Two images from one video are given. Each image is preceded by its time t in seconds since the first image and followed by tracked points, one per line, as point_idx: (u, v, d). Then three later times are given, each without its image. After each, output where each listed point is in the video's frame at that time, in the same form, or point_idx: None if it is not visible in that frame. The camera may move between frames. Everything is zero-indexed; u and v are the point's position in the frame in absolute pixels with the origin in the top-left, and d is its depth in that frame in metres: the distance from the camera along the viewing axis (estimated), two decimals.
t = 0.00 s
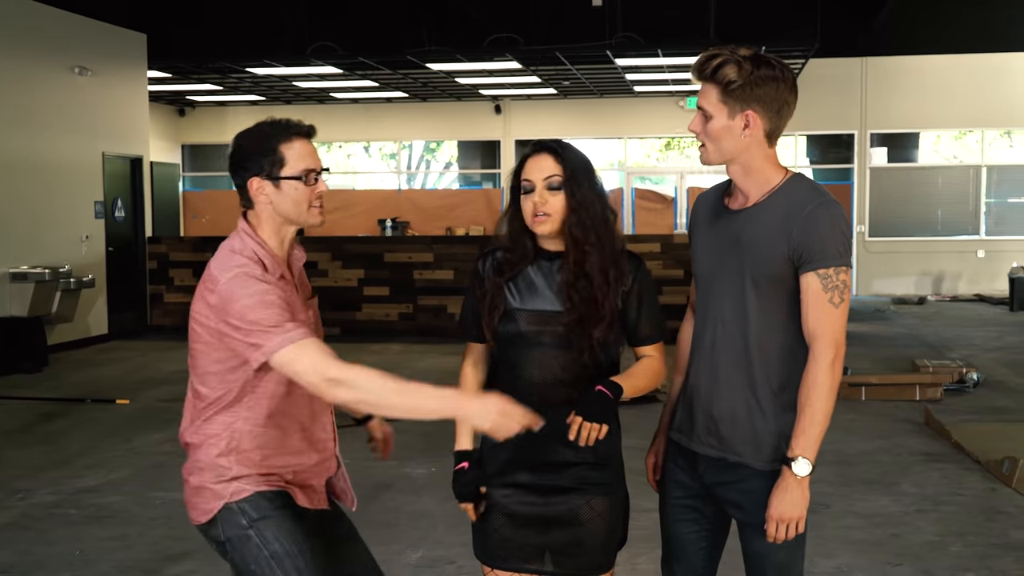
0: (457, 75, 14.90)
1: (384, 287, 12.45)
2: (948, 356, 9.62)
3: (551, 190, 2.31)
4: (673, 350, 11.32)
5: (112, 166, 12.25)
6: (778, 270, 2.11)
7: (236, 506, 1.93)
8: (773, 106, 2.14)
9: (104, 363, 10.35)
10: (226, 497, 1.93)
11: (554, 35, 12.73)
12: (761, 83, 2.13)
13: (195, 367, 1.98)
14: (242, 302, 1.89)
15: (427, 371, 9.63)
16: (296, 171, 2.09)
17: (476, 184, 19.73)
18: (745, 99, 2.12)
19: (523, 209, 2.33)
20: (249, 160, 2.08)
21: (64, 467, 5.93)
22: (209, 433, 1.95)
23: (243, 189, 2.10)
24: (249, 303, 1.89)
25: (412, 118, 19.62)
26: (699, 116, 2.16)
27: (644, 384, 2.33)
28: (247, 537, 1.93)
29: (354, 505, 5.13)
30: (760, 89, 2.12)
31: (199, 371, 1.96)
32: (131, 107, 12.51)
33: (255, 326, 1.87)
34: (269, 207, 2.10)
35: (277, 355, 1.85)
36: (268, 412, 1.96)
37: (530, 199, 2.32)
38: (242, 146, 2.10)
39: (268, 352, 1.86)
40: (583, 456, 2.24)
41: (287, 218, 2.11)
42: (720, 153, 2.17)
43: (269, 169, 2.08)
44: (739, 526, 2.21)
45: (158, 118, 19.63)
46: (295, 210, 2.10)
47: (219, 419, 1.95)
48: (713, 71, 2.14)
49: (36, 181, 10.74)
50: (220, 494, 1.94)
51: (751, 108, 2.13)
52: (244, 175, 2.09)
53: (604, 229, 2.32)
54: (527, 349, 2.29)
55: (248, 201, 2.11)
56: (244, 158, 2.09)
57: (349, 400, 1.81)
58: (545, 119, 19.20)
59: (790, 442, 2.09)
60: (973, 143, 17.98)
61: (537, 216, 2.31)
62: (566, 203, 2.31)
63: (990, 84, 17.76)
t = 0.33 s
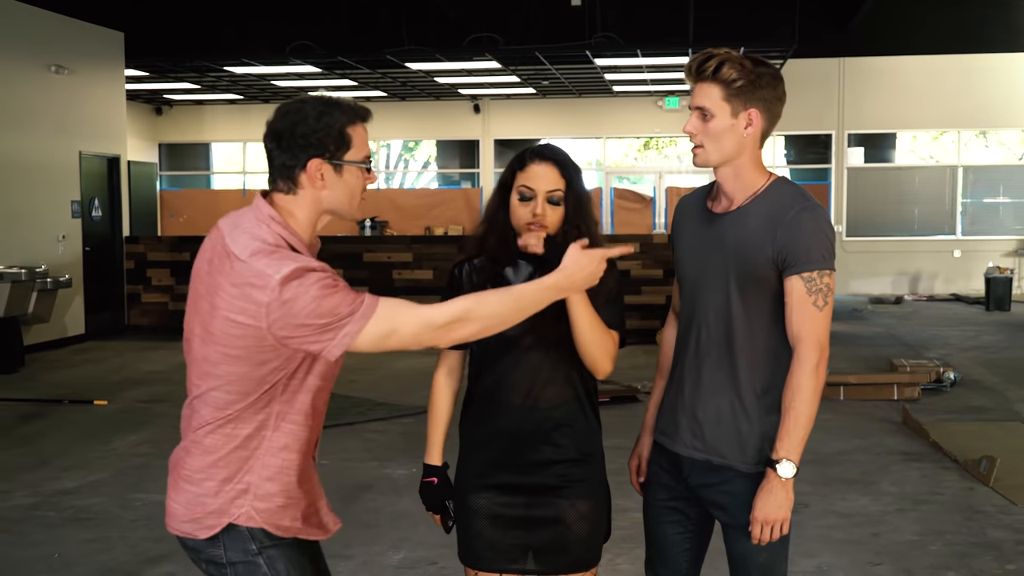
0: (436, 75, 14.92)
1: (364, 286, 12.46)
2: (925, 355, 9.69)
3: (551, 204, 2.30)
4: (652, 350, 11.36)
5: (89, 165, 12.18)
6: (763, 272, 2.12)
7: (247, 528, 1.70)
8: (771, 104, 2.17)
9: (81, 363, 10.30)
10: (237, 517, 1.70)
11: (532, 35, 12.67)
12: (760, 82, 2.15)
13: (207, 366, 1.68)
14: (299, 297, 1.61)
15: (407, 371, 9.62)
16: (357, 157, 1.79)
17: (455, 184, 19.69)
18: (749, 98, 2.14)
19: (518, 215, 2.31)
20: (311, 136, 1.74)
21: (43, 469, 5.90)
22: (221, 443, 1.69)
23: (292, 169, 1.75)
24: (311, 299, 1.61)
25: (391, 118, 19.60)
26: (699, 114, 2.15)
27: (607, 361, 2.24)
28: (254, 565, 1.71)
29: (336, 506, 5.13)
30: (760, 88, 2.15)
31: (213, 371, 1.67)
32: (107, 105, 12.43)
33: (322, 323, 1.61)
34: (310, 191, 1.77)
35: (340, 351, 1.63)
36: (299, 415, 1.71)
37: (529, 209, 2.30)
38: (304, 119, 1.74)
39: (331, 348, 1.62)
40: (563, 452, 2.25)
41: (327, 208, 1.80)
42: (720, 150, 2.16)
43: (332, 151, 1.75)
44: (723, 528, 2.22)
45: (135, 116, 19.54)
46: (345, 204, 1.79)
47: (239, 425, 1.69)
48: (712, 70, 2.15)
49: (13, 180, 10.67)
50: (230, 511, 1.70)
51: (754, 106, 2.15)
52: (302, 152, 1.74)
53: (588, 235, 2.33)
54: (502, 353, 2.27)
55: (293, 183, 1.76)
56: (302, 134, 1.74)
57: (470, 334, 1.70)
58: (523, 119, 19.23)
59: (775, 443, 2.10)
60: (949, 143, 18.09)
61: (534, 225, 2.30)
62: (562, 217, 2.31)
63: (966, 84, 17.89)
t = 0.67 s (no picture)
0: (413, 73, 14.90)
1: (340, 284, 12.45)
2: (901, 354, 9.73)
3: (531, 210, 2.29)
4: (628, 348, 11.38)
5: (62, 163, 12.09)
6: (744, 273, 2.13)
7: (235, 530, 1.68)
8: (757, 100, 2.19)
9: (56, 363, 10.22)
10: (232, 522, 1.67)
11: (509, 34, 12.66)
12: (747, 78, 2.17)
13: (202, 352, 1.65)
14: (318, 277, 1.60)
15: (385, 370, 9.60)
16: (360, 138, 1.77)
17: (431, 182, 19.68)
18: (738, 95, 2.16)
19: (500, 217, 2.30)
20: (327, 113, 1.72)
21: (18, 470, 5.86)
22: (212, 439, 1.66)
23: (307, 143, 1.72)
24: (330, 285, 1.61)
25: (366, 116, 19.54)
26: (689, 110, 2.16)
27: (563, 346, 2.21)
28: (241, 571, 1.69)
29: (315, 505, 5.11)
30: (747, 84, 2.17)
31: (209, 354, 1.64)
32: (80, 102, 12.34)
33: (338, 314, 1.60)
34: (320, 173, 1.75)
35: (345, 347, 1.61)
36: (293, 411, 1.70)
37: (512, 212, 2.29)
38: (318, 99, 1.71)
39: (339, 344, 1.60)
40: (536, 450, 2.24)
41: (333, 183, 1.78)
42: (708, 146, 2.17)
43: (344, 132, 1.74)
44: (706, 527, 2.22)
45: (108, 115, 19.43)
46: (343, 187, 1.79)
47: (233, 421, 1.66)
48: (700, 68, 2.16)
49: None
50: (221, 515, 1.67)
51: (742, 104, 2.16)
52: (321, 126, 1.72)
53: (569, 236, 2.34)
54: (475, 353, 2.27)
55: (305, 157, 1.73)
56: (319, 108, 1.72)
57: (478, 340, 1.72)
58: (499, 117, 19.23)
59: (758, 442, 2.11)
60: (923, 142, 18.20)
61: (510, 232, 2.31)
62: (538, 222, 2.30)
63: (940, 83, 18.01)
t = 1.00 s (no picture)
0: (386, 72, 14.88)
1: (315, 284, 12.41)
2: (873, 352, 9.80)
3: (504, 204, 2.30)
4: (602, 347, 11.41)
5: (33, 161, 12.00)
6: (722, 272, 2.14)
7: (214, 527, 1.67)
8: (735, 100, 2.19)
9: (28, 364, 10.14)
10: (211, 521, 1.67)
11: (484, 33, 12.63)
12: (724, 79, 2.18)
13: (169, 345, 1.64)
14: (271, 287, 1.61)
15: (360, 370, 9.57)
16: (321, 125, 1.77)
17: (404, 181, 19.64)
18: (716, 96, 2.17)
19: (471, 212, 2.32)
20: (283, 99, 1.70)
21: None
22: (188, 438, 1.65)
23: (265, 131, 1.71)
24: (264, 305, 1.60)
25: (340, 115, 19.47)
26: (667, 110, 2.17)
27: (552, 357, 2.23)
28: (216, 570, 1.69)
29: (290, 506, 5.09)
30: (725, 84, 2.18)
31: (170, 345, 1.64)
32: (51, 99, 12.25)
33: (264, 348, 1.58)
34: (276, 155, 1.73)
35: (251, 359, 1.58)
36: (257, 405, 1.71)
37: (480, 206, 2.31)
38: (276, 86, 1.69)
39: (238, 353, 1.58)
40: (515, 454, 2.25)
41: (291, 173, 1.76)
42: (685, 145, 2.18)
43: (305, 116, 1.73)
44: (683, 527, 2.23)
45: (79, 114, 19.28)
46: (302, 173, 1.76)
47: (203, 425, 1.65)
48: (677, 68, 2.18)
49: None
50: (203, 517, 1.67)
51: (720, 105, 2.17)
52: (279, 113, 1.70)
53: (547, 237, 2.31)
54: (451, 355, 2.27)
55: (264, 144, 1.72)
56: (278, 96, 1.70)
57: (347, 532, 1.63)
58: (473, 117, 19.22)
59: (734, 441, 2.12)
60: (894, 141, 18.33)
61: (481, 222, 2.30)
62: (513, 217, 2.31)
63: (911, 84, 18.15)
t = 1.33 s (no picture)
0: (362, 70, 14.87)
1: (291, 283, 12.35)
2: (849, 351, 9.86)
3: (484, 198, 2.33)
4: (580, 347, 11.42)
5: (7, 160, 11.93)
6: (705, 274, 2.15)
7: (175, 522, 1.70)
8: (719, 102, 2.20)
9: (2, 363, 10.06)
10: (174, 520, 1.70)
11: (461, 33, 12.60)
12: (707, 81, 2.19)
13: (118, 347, 1.67)
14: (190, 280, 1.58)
15: (337, 369, 9.55)
16: (264, 126, 1.79)
17: (381, 180, 19.62)
18: (699, 98, 2.18)
19: (449, 208, 2.33)
20: (227, 102, 1.72)
21: None
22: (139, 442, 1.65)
23: (204, 136, 1.73)
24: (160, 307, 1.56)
25: (316, 114, 19.42)
26: (649, 112, 2.18)
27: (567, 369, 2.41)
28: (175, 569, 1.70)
29: (269, 506, 5.07)
30: (708, 86, 2.19)
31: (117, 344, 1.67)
32: (25, 98, 12.18)
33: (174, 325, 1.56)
34: (221, 158, 1.75)
35: (149, 341, 1.54)
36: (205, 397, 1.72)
37: (460, 200, 2.33)
38: (219, 87, 1.72)
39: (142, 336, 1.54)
40: (497, 459, 2.25)
41: (235, 177, 1.79)
42: (668, 148, 2.19)
43: (245, 117, 1.75)
44: (666, 527, 2.24)
45: (53, 112, 19.15)
46: (248, 178, 1.80)
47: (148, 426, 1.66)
48: (661, 69, 2.18)
49: None
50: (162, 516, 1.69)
51: (703, 106, 2.18)
52: (217, 118, 1.72)
53: (524, 232, 2.36)
54: (432, 361, 2.27)
55: (205, 148, 1.74)
56: (221, 101, 1.73)
57: None
58: (449, 115, 19.21)
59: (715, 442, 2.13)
60: (868, 141, 18.45)
61: (460, 214, 2.32)
62: (495, 211, 2.34)
63: (885, 84, 18.26)
